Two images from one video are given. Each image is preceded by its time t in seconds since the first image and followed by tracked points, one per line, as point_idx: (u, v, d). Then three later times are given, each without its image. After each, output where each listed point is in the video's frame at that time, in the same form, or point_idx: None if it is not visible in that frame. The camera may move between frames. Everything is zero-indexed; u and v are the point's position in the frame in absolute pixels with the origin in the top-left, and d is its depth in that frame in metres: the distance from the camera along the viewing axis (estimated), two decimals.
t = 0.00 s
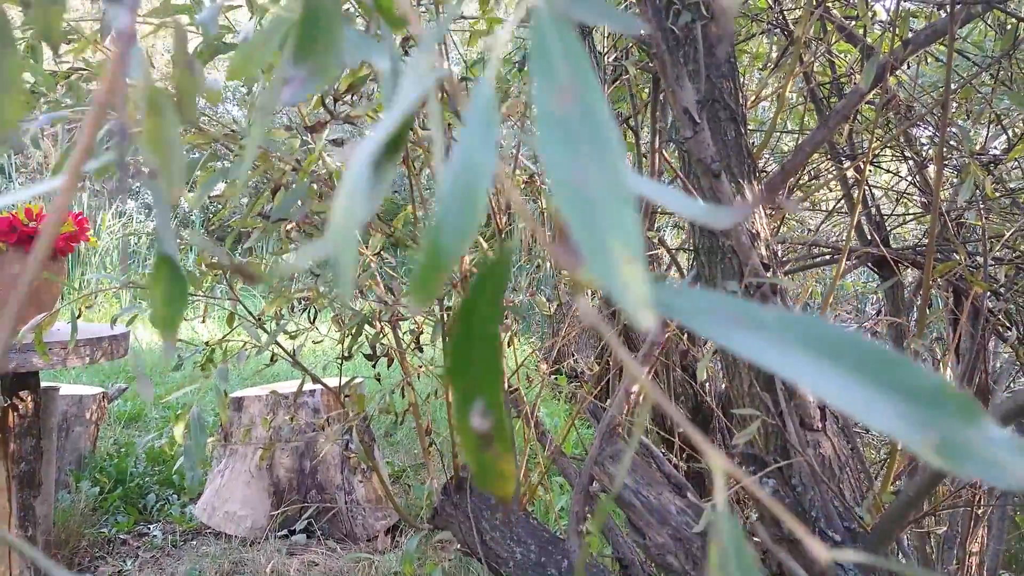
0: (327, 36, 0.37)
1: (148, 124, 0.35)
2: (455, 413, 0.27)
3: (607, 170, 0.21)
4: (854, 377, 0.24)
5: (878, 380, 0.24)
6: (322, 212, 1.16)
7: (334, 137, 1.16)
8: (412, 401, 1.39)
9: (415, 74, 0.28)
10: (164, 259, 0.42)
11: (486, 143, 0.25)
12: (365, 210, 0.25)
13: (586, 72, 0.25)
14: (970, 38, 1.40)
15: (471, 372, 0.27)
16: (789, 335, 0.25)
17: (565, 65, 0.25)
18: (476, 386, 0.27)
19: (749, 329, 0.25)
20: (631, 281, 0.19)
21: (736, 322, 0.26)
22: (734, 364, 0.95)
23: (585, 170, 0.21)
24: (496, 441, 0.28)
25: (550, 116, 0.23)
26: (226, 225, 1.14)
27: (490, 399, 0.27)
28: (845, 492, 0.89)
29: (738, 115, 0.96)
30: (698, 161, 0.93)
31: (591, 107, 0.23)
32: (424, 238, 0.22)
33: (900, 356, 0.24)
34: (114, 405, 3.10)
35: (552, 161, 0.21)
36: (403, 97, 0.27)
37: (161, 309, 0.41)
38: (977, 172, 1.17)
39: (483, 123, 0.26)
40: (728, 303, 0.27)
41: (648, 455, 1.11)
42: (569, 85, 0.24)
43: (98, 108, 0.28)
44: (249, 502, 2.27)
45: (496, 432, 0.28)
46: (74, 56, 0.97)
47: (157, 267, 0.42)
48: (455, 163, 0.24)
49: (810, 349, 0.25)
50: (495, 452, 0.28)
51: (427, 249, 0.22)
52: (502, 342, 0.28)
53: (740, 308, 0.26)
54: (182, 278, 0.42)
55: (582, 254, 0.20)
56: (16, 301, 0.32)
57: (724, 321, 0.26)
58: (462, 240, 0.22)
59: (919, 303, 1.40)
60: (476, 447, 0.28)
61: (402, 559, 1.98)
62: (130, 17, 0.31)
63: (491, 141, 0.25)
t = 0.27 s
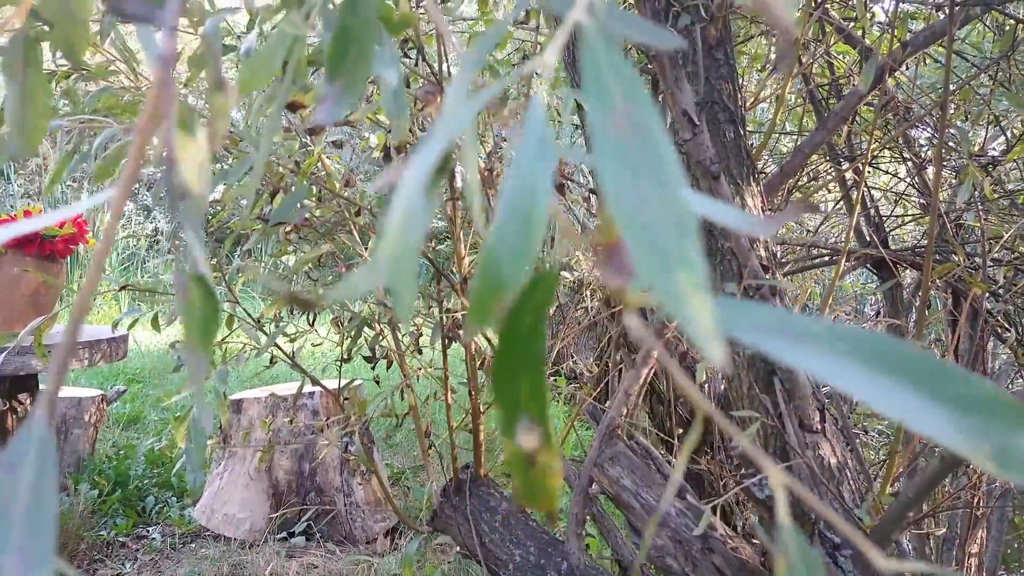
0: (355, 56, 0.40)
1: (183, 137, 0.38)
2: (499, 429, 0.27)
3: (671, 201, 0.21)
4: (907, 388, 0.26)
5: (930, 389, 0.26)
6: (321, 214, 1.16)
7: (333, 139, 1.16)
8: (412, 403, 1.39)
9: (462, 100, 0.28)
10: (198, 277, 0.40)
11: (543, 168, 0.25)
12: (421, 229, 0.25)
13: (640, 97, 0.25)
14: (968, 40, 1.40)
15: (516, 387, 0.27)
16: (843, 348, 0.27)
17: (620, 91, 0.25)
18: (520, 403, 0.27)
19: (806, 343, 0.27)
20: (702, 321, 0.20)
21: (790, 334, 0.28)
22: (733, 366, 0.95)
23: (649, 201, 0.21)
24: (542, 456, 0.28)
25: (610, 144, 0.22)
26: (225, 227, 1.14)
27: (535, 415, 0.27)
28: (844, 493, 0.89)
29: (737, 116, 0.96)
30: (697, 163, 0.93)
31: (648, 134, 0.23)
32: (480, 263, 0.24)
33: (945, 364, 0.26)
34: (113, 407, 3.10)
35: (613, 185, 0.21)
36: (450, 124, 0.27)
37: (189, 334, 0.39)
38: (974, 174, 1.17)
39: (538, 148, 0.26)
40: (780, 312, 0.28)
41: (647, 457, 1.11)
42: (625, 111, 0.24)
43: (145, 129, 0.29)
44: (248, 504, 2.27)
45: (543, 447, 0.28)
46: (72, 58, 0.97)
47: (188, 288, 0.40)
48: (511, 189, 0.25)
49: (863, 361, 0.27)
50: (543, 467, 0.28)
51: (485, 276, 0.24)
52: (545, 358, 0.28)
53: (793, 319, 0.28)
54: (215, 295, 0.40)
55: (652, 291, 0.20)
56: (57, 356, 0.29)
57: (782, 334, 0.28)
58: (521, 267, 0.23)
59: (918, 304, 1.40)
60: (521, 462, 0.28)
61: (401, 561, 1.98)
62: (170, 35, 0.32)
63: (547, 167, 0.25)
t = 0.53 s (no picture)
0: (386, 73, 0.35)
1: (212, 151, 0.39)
2: (531, 438, 0.28)
3: (710, 198, 0.21)
4: (944, 390, 0.25)
5: (973, 391, 0.25)
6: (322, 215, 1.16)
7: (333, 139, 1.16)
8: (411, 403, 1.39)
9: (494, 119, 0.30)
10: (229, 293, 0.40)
11: (576, 180, 0.26)
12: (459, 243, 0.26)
13: (675, 98, 0.25)
14: (968, 42, 1.40)
15: (547, 398, 0.28)
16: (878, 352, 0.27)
17: (653, 91, 0.25)
18: (551, 409, 0.28)
19: (839, 350, 0.27)
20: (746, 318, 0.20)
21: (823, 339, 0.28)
22: (732, 367, 0.95)
23: (688, 199, 0.21)
24: (573, 466, 0.28)
25: (644, 143, 0.22)
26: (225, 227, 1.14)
27: (567, 425, 0.28)
28: (843, 494, 0.89)
29: (736, 118, 0.96)
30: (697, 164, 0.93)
31: (681, 130, 0.23)
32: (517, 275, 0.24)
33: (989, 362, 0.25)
34: (112, 406, 3.11)
35: (655, 190, 0.21)
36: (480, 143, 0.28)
37: (223, 343, 0.39)
38: (973, 176, 1.17)
39: (572, 157, 0.26)
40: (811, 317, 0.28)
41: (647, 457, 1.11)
42: (660, 112, 0.24)
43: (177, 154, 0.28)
44: (247, 504, 2.28)
45: (574, 457, 0.28)
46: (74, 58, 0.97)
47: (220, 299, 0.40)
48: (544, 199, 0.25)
49: (900, 363, 0.26)
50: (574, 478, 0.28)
51: (521, 285, 0.24)
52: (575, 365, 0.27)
53: (829, 322, 0.28)
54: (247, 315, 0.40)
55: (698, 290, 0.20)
56: (98, 363, 0.28)
57: (817, 338, 0.28)
58: (557, 276, 0.24)
59: (917, 306, 1.40)
60: (552, 472, 0.28)
61: (400, 561, 1.98)
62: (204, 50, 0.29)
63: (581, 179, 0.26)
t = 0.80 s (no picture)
0: (366, 63, 0.40)
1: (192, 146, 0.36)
2: (508, 433, 0.29)
3: (683, 183, 0.20)
4: (926, 387, 0.25)
5: (949, 385, 0.25)
6: (321, 216, 1.16)
7: (332, 140, 1.16)
8: (411, 405, 1.39)
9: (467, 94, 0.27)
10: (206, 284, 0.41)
11: (550, 157, 0.24)
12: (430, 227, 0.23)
13: (648, 80, 0.24)
14: (967, 44, 1.40)
15: (526, 395, 0.28)
16: (860, 347, 0.26)
17: (626, 75, 0.24)
18: (531, 406, 0.28)
19: (816, 341, 0.27)
20: (715, 305, 0.19)
21: (802, 334, 0.27)
22: (732, 369, 0.95)
23: (660, 183, 0.20)
24: (548, 460, 0.29)
25: (618, 126, 0.22)
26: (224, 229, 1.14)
27: (543, 420, 0.28)
28: (843, 496, 0.89)
29: (736, 120, 0.96)
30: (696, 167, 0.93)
31: (656, 117, 0.22)
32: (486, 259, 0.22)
33: (965, 360, 0.25)
34: (111, 408, 3.10)
35: (624, 172, 0.21)
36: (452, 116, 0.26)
37: (200, 332, 0.39)
38: (973, 178, 1.17)
39: (543, 138, 0.25)
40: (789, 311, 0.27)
41: (646, 459, 1.11)
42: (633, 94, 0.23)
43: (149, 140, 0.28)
44: (246, 505, 2.28)
45: (548, 452, 0.28)
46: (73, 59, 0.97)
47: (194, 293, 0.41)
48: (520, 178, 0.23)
49: (881, 360, 0.26)
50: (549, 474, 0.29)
51: (490, 270, 0.22)
52: (555, 364, 0.28)
53: (805, 315, 0.27)
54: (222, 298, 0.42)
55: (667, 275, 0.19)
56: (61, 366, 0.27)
57: (794, 329, 0.27)
58: (527, 259, 0.22)
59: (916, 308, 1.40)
60: (528, 467, 0.29)
61: (399, 562, 1.98)
62: (180, 36, 0.30)
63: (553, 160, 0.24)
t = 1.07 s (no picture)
0: (349, 52, 0.38)
1: (174, 136, 0.37)
2: (489, 422, 0.28)
3: (657, 187, 0.20)
4: (898, 377, 0.25)
5: (929, 375, 0.25)
6: (322, 218, 1.16)
7: (334, 143, 1.16)
8: (412, 407, 1.39)
9: (452, 98, 0.26)
10: (185, 276, 0.40)
11: (533, 153, 0.23)
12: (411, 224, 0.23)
13: (628, 91, 0.24)
14: (968, 45, 1.40)
15: (506, 385, 0.28)
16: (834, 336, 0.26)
17: (607, 82, 0.24)
18: (512, 395, 0.28)
19: (800, 334, 0.26)
20: (682, 307, 0.19)
21: (778, 324, 0.27)
22: (733, 371, 0.95)
23: (634, 185, 0.20)
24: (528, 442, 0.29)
25: (594, 130, 0.22)
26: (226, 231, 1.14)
27: (525, 410, 0.28)
28: (845, 498, 0.89)
29: (737, 122, 0.96)
30: (698, 169, 0.93)
31: (634, 124, 0.22)
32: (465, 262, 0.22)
33: (938, 348, 0.26)
34: (113, 410, 3.10)
35: (600, 176, 0.20)
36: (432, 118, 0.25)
37: (178, 324, 0.39)
38: (975, 180, 1.17)
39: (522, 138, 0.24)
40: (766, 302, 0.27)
41: (648, 461, 1.11)
42: (612, 102, 0.23)
43: (128, 127, 0.29)
44: (248, 507, 2.28)
45: (529, 440, 0.29)
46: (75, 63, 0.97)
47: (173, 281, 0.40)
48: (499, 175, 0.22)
49: (855, 350, 0.26)
50: (530, 460, 0.30)
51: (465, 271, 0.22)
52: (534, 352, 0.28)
53: (788, 308, 0.27)
54: (203, 291, 0.40)
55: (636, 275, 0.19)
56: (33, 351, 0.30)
57: (777, 325, 0.27)
58: (505, 261, 0.21)
59: (918, 310, 1.40)
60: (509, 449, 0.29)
61: (401, 564, 1.98)
62: (160, 28, 0.31)
63: (534, 155, 0.23)
